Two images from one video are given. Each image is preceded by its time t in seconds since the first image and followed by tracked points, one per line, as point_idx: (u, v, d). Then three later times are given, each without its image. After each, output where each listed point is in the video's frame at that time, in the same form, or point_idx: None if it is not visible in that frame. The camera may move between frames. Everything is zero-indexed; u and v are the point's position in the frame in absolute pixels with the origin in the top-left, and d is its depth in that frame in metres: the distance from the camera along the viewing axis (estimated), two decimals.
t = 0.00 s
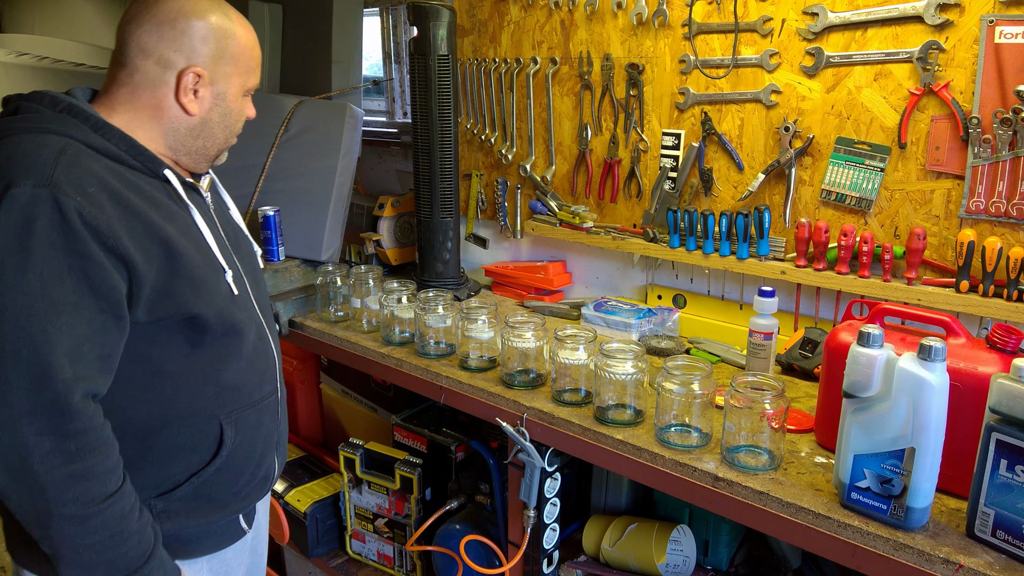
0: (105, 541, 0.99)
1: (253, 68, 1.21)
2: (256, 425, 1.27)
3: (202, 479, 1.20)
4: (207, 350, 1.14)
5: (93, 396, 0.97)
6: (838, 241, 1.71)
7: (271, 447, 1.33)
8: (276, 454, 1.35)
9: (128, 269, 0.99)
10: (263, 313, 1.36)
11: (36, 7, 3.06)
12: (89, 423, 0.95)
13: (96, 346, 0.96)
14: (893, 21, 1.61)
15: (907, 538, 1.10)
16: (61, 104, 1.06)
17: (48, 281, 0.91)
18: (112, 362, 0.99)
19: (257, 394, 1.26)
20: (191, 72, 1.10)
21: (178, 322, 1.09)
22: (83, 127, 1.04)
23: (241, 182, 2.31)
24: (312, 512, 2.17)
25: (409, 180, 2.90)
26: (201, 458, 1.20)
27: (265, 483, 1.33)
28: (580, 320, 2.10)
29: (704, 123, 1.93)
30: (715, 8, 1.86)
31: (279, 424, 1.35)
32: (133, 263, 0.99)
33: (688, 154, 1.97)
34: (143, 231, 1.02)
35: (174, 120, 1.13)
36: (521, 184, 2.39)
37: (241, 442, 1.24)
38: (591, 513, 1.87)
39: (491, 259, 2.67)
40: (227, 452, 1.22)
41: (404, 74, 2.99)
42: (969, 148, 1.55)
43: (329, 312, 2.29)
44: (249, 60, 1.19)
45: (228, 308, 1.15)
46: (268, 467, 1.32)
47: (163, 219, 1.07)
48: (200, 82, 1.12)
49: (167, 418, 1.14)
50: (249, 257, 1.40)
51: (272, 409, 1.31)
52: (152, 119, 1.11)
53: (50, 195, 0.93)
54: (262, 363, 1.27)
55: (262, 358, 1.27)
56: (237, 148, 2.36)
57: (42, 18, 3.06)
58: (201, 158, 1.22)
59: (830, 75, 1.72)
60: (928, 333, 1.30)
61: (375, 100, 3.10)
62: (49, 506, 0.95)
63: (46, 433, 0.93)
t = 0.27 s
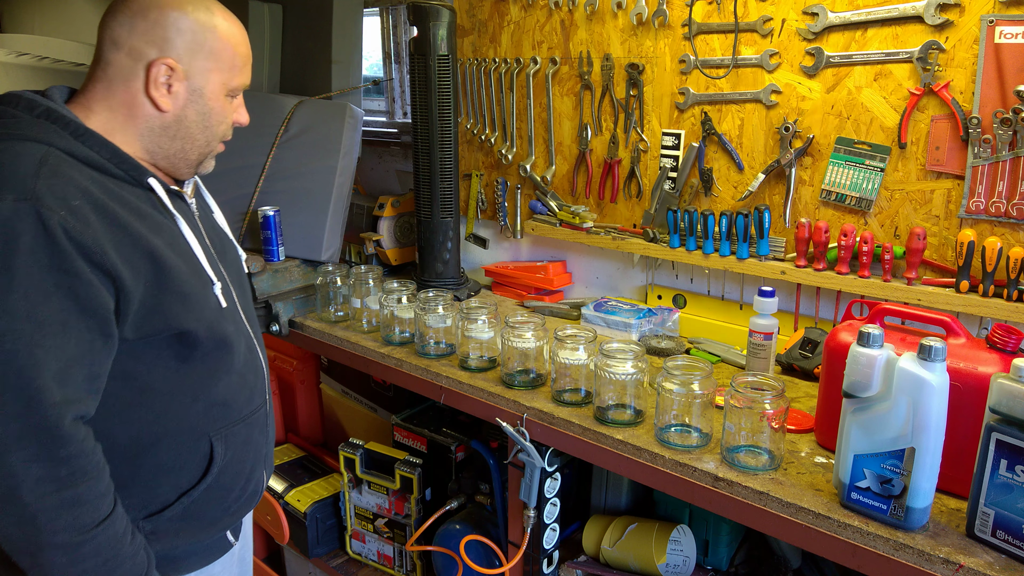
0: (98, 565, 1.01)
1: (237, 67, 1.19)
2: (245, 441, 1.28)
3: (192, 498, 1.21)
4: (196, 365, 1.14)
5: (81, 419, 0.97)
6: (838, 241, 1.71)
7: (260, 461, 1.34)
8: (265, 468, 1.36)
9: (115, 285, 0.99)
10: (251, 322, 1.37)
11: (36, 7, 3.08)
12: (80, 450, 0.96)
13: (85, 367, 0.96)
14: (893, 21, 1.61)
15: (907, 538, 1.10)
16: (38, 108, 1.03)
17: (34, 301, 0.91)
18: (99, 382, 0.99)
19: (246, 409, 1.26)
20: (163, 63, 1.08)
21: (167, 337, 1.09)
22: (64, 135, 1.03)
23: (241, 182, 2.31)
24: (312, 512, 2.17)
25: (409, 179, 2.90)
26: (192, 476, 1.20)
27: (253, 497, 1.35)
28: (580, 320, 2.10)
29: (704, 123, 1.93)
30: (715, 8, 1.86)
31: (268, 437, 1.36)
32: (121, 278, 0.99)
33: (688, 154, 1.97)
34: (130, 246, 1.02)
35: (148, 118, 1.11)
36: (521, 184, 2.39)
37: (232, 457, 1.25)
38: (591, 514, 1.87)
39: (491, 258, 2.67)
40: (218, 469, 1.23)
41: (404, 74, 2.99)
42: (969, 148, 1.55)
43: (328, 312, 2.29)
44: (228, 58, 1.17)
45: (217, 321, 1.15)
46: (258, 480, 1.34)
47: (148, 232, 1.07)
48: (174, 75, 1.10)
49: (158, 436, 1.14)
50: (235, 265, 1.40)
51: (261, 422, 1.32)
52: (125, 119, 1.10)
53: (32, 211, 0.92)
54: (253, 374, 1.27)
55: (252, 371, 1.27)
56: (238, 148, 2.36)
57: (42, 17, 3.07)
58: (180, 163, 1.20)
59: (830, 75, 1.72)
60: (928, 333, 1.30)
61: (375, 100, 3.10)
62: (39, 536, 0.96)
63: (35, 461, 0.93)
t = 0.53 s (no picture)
0: None
1: (217, 71, 1.18)
2: (237, 451, 1.29)
3: (184, 513, 1.21)
4: (182, 373, 1.14)
5: (61, 438, 0.97)
6: (838, 241, 1.71)
7: (253, 471, 1.35)
8: (259, 477, 1.37)
9: (93, 297, 0.98)
10: (237, 326, 1.37)
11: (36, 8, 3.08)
12: (60, 473, 0.96)
13: (63, 384, 0.94)
14: (893, 21, 1.61)
15: (907, 538, 1.10)
16: (6, 110, 1.01)
17: (7, 316, 0.90)
18: (79, 400, 0.98)
19: (237, 419, 1.27)
20: (138, 59, 1.06)
21: (150, 347, 1.09)
22: (31, 138, 1.01)
23: (241, 182, 2.32)
24: (312, 512, 2.17)
25: (409, 179, 2.90)
26: (182, 490, 1.21)
27: (247, 509, 1.36)
28: (580, 320, 2.10)
29: (704, 123, 1.93)
30: (715, 8, 1.86)
31: (260, 447, 1.37)
32: (99, 289, 0.98)
33: (688, 155, 1.97)
34: (107, 254, 1.01)
35: (120, 117, 1.09)
36: (521, 184, 2.39)
37: (223, 469, 1.26)
38: (591, 514, 1.87)
39: (491, 258, 2.67)
40: (210, 482, 1.24)
41: (404, 74, 2.99)
42: (969, 148, 1.55)
43: (328, 313, 2.29)
44: (208, 60, 1.15)
45: (202, 328, 1.15)
46: (251, 492, 1.34)
47: (126, 237, 1.06)
48: (148, 73, 1.08)
49: (143, 452, 1.15)
50: (218, 268, 1.40)
51: (252, 430, 1.33)
52: (96, 116, 1.08)
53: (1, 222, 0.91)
54: (240, 382, 1.28)
55: (241, 379, 1.28)
56: (238, 148, 2.36)
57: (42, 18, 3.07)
58: (152, 167, 1.18)
59: (830, 75, 1.72)
60: (928, 333, 1.30)
61: (375, 100, 3.10)
62: (24, 561, 0.96)
63: (17, 486, 0.93)
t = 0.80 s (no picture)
0: None
1: (201, 73, 1.19)
2: (232, 459, 1.30)
3: (179, 526, 1.22)
4: (173, 381, 1.15)
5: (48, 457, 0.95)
6: (838, 241, 1.71)
7: (247, 479, 1.36)
8: (253, 483, 1.39)
9: (78, 308, 0.97)
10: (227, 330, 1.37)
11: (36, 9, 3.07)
12: (48, 492, 0.94)
13: (49, 398, 0.93)
14: (893, 21, 1.61)
15: (907, 538, 1.10)
16: None
17: None
18: (65, 414, 0.97)
19: (230, 426, 1.28)
20: (121, 60, 1.06)
21: (139, 357, 1.09)
22: (8, 144, 1.00)
23: (242, 182, 2.32)
24: (312, 512, 2.17)
25: (409, 179, 2.90)
26: (177, 503, 1.22)
27: (242, 517, 1.37)
28: (580, 320, 2.10)
29: (704, 123, 1.93)
30: (715, 8, 1.86)
31: (255, 453, 1.39)
32: (83, 299, 0.97)
33: (688, 155, 1.97)
34: (91, 263, 1.01)
35: (100, 118, 1.08)
36: (521, 184, 2.39)
37: (218, 478, 1.27)
38: (591, 514, 1.87)
39: (491, 259, 2.67)
40: (205, 492, 1.25)
41: (404, 74, 2.99)
42: (969, 148, 1.55)
43: (328, 313, 2.29)
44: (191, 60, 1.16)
45: (192, 336, 1.16)
46: (246, 497, 1.37)
47: (110, 245, 1.05)
48: (130, 74, 1.08)
49: (137, 464, 1.15)
50: (205, 272, 1.40)
51: (246, 438, 1.34)
52: (76, 117, 1.07)
53: None
54: (234, 388, 1.29)
55: (234, 385, 1.29)
56: (238, 148, 2.36)
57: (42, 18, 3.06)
58: (135, 170, 1.18)
59: (830, 75, 1.72)
60: (927, 333, 1.30)
61: (375, 100, 3.10)
62: None
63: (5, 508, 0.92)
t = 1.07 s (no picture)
0: None
1: (189, 68, 1.20)
2: (233, 459, 1.31)
3: (182, 527, 1.23)
4: (173, 383, 1.15)
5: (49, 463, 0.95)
6: (838, 241, 1.71)
7: (248, 478, 1.37)
8: (254, 482, 1.40)
9: (75, 312, 0.97)
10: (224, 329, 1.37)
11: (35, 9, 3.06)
12: (51, 498, 0.94)
13: (48, 404, 0.93)
14: (893, 21, 1.61)
15: (907, 538, 1.10)
16: None
17: None
18: (64, 420, 0.96)
19: (230, 426, 1.29)
20: (108, 59, 1.06)
21: (137, 360, 1.09)
22: None
23: (242, 182, 2.32)
24: (312, 512, 2.17)
25: (409, 179, 2.90)
26: (178, 504, 1.22)
27: (242, 517, 1.38)
28: (580, 320, 2.10)
29: (704, 123, 1.93)
30: (715, 8, 1.86)
31: (255, 451, 1.39)
32: (79, 304, 0.97)
33: (688, 154, 1.97)
34: (86, 267, 1.01)
35: (90, 120, 1.08)
36: (521, 184, 2.39)
37: (219, 478, 1.28)
38: (591, 514, 1.87)
39: (491, 259, 2.67)
40: (207, 492, 1.25)
41: (404, 74, 2.99)
42: (969, 148, 1.55)
43: (328, 313, 2.29)
44: (180, 56, 1.16)
45: (189, 337, 1.16)
46: (247, 496, 1.38)
47: (104, 249, 1.06)
48: (119, 73, 1.08)
49: (139, 466, 1.14)
50: (200, 270, 1.41)
51: (245, 438, 1.35)
52: (64, 119, 1.07)
53: None
54: (233, 388, 1.29)
55: (233, 385, 1.29)
56: (238, 148, 2.36)
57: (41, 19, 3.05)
58: (126, 170, 1.18)
59: (830, 75, 1.72)
60: (928, 333, 1.30)
61: (375, 100, 3.10)
62: None
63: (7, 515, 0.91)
